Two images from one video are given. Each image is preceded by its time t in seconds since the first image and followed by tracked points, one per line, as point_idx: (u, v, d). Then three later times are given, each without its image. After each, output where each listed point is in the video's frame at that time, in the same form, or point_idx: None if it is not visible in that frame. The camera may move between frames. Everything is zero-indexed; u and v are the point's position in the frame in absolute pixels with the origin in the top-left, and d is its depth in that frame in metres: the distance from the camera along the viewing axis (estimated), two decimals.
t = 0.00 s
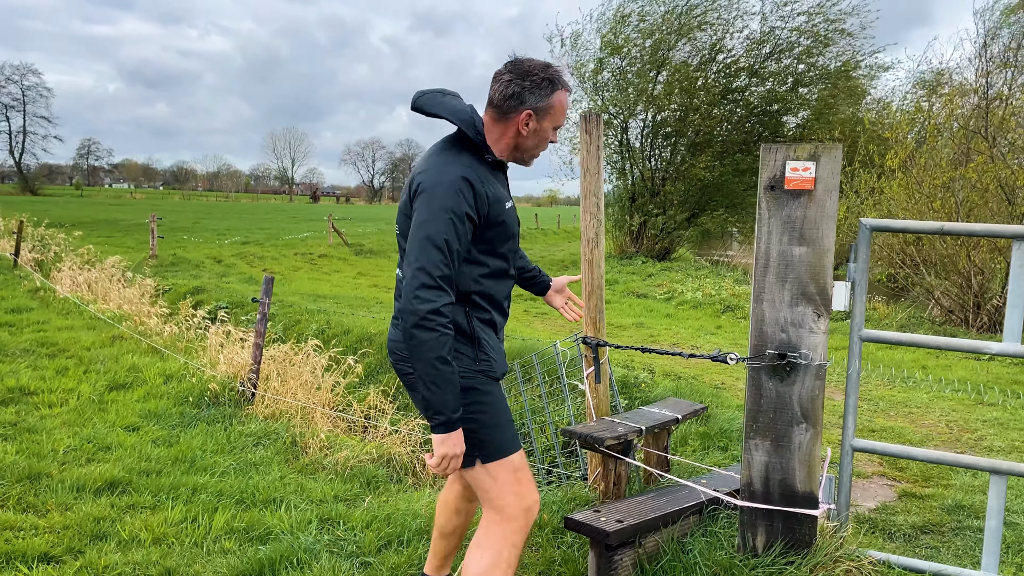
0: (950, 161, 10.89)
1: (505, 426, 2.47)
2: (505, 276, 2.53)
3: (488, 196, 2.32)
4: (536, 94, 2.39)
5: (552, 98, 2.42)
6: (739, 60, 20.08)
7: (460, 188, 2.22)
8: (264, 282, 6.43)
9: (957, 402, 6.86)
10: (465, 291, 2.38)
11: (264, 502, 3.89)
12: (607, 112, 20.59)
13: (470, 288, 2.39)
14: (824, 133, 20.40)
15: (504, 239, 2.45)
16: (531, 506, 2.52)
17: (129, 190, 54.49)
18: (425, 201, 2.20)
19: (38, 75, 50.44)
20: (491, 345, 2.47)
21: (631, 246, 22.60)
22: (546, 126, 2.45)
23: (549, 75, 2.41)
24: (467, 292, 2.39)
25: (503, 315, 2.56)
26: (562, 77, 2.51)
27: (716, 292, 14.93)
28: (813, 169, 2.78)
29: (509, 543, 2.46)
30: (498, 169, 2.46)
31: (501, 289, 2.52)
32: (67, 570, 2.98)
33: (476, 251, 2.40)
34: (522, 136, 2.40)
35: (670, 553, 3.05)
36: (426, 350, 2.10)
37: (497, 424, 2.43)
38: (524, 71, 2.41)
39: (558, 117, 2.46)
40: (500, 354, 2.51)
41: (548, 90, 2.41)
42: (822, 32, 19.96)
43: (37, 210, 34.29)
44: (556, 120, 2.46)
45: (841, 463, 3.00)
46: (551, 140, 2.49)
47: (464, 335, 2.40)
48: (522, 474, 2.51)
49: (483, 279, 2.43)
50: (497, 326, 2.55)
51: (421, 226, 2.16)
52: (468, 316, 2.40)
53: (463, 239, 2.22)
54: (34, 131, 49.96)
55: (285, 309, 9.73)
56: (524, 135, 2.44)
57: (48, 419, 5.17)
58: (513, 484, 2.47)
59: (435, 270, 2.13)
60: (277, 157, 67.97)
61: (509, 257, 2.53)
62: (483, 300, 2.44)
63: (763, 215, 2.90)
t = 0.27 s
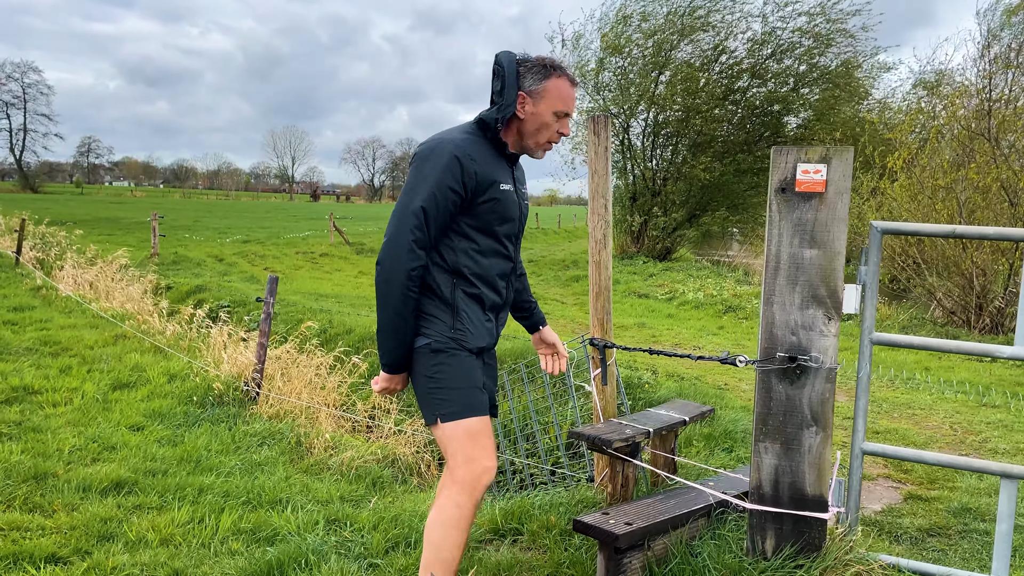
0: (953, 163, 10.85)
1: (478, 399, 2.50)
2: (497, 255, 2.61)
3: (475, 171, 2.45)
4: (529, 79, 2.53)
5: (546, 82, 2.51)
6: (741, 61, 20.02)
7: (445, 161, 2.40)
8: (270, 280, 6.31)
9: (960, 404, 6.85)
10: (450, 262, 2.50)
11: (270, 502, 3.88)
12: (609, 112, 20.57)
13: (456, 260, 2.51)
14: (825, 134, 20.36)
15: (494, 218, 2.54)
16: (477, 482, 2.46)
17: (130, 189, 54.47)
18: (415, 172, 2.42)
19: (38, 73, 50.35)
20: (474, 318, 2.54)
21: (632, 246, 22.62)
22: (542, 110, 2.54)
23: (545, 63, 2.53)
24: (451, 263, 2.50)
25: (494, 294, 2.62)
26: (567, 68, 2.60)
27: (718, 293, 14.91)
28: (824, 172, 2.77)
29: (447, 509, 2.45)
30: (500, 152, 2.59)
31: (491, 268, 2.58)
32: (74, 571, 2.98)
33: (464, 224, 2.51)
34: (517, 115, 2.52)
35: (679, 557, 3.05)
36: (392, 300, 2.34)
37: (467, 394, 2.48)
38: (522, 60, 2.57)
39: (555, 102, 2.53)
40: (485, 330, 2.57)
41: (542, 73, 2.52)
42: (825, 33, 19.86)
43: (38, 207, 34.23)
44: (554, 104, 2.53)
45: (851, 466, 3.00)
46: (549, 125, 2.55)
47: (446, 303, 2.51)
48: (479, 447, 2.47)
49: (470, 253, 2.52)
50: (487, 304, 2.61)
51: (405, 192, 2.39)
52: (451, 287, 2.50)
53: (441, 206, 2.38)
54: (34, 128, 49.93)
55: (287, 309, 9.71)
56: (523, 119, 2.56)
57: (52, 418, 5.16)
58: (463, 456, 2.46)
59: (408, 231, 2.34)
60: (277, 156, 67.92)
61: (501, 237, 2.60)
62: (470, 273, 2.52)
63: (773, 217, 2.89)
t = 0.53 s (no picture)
0: (956, 166, 10.83)
1: (450, 400, 2.49)
2: (479, 256, 2.54)
3: (446, 167, 2.43)
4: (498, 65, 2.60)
5: (508, 64, 2.55)
6: (743, 63, 19.97)
7: (415, 157, 2.41)
8: (272, 280, 6.24)
9: (963, 407, 6.85)
10: (429, 261, 2.49)
11: (273, 505, 3.88)
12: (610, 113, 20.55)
13: (434, 257, 2.50)
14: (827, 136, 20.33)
15: (471, 215, 2.50)
16: (425, 483, 2.49)
17: (130, 188, 54.50)
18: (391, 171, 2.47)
19: (39, 72, 50.31)
20: (453, 317, 2.50)
21: (633, 247, 22.64)
22: (502, 90, 2.53)
23: (514, 48, 2.58)
24: (429, 261, 2.50)
25: (477, 295, 2.55)
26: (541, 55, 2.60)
27: (719, 294, 14.90)
28: (830, 176, 2.76)
29: (399, 498, 2.54)
30: (483, 149, 2.58)
31: (470, 266, 2.52)
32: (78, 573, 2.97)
33: (443, 222, 2.50)
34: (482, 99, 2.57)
35: (684, 560, 3.05)
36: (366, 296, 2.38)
37: (438, 394, 2.47)
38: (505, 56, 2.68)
39: (513, 80, 2.51)
40: (464, 331, 2.51)
41: (508, 57, 2.57)
42: (828, 35, 19.75)
43: (39, 207, 34.24)
44: (511, 83, 2.51)
45: (857, 470, 2.99)
46: (507, 103, 2.50)
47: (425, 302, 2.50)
48: (436, 451, 2.48)
49: (449, 252, 2.50)
50: (470, 307, 2.54)
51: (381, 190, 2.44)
52: (429, 286, 2.49)
53: (409, 202, 2.38)
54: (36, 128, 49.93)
55: (289, 309, 9.70)
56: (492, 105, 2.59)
57: (55, 419, 5.16)
58: (423, 456, 2.49)
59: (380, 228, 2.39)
60: (278, 156, 67.91)
61: (483, 236, 2.53)
62: (448, 272, 2.49)
63: (779, 220, 2.88)
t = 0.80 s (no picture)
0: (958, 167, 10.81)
1: (425, 408, 2.45)
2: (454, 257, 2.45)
3: (410, 170, 2.39)
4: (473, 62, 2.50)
5: (483, 62, 2.46)
6: (745, 64, 19.97)
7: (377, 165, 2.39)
8: (272, 281, 6.20)
9: (965, 409, 6.83)
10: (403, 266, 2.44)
11: (274, 507, 3.87)
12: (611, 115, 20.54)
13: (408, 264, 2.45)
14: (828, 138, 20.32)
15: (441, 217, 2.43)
16: (397, 486, 2.47)
17: (131, 189, 54.53)
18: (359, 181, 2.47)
19: (40, 73, 50.34)
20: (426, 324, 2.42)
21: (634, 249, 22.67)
22: (478, 90, 2.44)
23: (488, 45, 2.49)
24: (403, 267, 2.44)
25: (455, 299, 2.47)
26: (518, 52, 2.50)
27: (720, 296, 14.89)
28: (833, 177, 2.76)
29: (378, 507, 2.53)
30: (455, 150, 2.51)
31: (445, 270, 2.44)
32: None
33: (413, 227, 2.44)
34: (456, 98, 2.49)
35: (685, 563, 3.05)
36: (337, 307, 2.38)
37: (411, 404, 2.43)
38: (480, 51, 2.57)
39: (489, 79, 2.42)
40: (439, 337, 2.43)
41: (482, 55, 2.48)
42: (829, 37, 19.75)
43: (40, 207, 34.26)
44: (488, 83, 2.42)
45: (860, 473, 2.98)
46: (483, 105, 2.42)
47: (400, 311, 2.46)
48: (406, 458, 2.46)
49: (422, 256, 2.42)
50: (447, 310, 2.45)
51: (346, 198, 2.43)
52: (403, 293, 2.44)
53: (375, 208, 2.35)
54: (36, 129, 49.97)
55: (290, 310, 9.69)
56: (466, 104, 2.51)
57: (56, 421, 5.15)
58: (397, 462, 2.47)
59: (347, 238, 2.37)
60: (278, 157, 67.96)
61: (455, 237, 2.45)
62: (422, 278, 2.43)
63: (782, 223, 2.88)
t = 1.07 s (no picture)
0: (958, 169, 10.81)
1: (407, 410, 2.43)
2: (428, 250, 2.43)
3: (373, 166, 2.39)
4: (430, 57, 2.47)
5: (442, 57, 2.43)
6: (745, 66, 19.98)
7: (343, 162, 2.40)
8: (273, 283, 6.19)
9: (965, 411, 6.84)
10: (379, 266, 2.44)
11: (275, 508, 3.87)
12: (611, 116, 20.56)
13: (383, 262, 2.43)
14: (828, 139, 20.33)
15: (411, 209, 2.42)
16: (384, 500, 2.46)
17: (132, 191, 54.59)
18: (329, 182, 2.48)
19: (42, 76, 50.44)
20: (402, 323, 2.40)
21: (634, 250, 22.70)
22: (442, 86, 2.40)
23: (445, 39, 2.46)
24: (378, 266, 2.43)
25: (431, 293, 2.44)
26: (477, 43, 2.48)
27: (721, 297, 14.89)
28: (832, 179, 2.76)
29: (367, 520, 2.52)
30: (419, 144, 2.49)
31: (419, 265, 2.42)
32: None
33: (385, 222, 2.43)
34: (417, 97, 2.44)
35: (685, 565, 3.05)
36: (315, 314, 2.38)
37: (395, 408, 2.42)
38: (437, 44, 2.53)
39: (452, 74, 2.39)
40: (414, 334, 2.40)
41: (440, 50, 2.45)
42: (829, 39, 19.76)
43: (41, 209, 34.30)
44: (450, 78, 2.40)
45: (860, 474, 2.99)
46: (449, 100, 2.39)
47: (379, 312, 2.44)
48: (391, 471, 2.45)
49: (395, 250, 2.40)
50: (422, 304, 2.42)
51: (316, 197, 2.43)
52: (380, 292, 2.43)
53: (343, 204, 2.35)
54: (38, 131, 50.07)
55: (290, 312, 9.69)
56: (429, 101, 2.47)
57: (57, 422, 5.16)
58: (382, 474, 2.46)
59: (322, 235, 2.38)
60: (279, 159, 68.02)
61: (427, 230, 2.43)
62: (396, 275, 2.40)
63: (781, 224, 2.88)
